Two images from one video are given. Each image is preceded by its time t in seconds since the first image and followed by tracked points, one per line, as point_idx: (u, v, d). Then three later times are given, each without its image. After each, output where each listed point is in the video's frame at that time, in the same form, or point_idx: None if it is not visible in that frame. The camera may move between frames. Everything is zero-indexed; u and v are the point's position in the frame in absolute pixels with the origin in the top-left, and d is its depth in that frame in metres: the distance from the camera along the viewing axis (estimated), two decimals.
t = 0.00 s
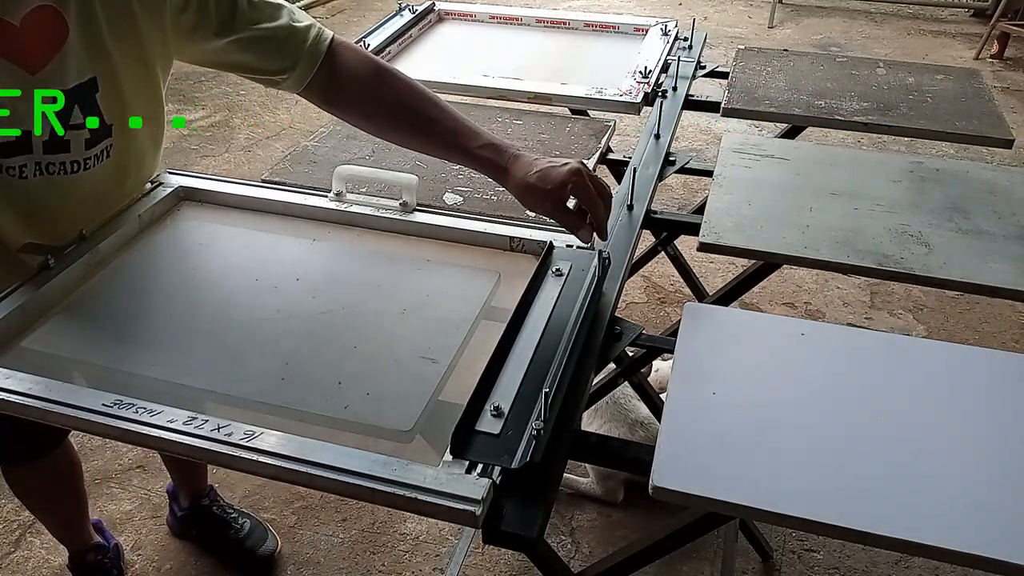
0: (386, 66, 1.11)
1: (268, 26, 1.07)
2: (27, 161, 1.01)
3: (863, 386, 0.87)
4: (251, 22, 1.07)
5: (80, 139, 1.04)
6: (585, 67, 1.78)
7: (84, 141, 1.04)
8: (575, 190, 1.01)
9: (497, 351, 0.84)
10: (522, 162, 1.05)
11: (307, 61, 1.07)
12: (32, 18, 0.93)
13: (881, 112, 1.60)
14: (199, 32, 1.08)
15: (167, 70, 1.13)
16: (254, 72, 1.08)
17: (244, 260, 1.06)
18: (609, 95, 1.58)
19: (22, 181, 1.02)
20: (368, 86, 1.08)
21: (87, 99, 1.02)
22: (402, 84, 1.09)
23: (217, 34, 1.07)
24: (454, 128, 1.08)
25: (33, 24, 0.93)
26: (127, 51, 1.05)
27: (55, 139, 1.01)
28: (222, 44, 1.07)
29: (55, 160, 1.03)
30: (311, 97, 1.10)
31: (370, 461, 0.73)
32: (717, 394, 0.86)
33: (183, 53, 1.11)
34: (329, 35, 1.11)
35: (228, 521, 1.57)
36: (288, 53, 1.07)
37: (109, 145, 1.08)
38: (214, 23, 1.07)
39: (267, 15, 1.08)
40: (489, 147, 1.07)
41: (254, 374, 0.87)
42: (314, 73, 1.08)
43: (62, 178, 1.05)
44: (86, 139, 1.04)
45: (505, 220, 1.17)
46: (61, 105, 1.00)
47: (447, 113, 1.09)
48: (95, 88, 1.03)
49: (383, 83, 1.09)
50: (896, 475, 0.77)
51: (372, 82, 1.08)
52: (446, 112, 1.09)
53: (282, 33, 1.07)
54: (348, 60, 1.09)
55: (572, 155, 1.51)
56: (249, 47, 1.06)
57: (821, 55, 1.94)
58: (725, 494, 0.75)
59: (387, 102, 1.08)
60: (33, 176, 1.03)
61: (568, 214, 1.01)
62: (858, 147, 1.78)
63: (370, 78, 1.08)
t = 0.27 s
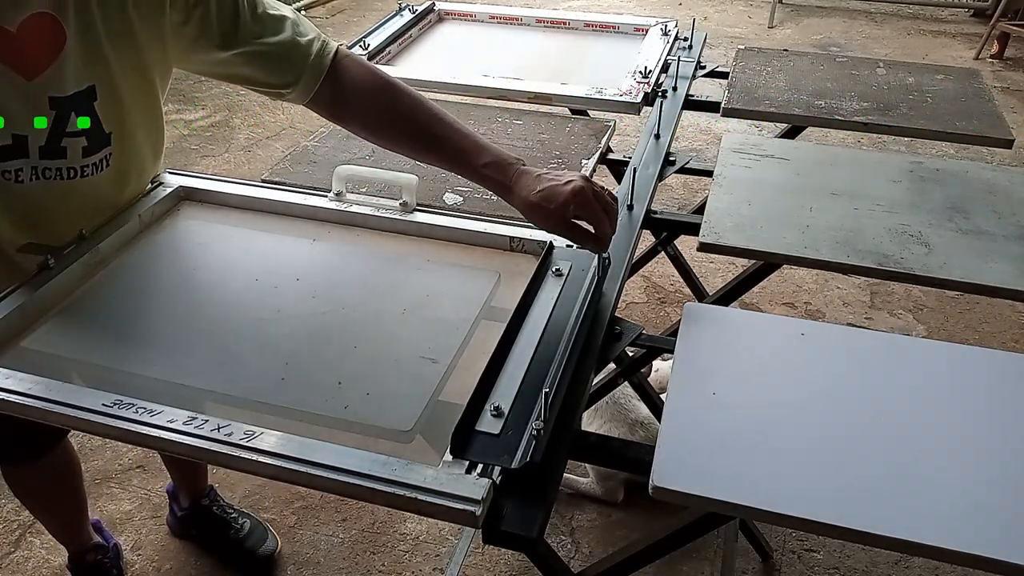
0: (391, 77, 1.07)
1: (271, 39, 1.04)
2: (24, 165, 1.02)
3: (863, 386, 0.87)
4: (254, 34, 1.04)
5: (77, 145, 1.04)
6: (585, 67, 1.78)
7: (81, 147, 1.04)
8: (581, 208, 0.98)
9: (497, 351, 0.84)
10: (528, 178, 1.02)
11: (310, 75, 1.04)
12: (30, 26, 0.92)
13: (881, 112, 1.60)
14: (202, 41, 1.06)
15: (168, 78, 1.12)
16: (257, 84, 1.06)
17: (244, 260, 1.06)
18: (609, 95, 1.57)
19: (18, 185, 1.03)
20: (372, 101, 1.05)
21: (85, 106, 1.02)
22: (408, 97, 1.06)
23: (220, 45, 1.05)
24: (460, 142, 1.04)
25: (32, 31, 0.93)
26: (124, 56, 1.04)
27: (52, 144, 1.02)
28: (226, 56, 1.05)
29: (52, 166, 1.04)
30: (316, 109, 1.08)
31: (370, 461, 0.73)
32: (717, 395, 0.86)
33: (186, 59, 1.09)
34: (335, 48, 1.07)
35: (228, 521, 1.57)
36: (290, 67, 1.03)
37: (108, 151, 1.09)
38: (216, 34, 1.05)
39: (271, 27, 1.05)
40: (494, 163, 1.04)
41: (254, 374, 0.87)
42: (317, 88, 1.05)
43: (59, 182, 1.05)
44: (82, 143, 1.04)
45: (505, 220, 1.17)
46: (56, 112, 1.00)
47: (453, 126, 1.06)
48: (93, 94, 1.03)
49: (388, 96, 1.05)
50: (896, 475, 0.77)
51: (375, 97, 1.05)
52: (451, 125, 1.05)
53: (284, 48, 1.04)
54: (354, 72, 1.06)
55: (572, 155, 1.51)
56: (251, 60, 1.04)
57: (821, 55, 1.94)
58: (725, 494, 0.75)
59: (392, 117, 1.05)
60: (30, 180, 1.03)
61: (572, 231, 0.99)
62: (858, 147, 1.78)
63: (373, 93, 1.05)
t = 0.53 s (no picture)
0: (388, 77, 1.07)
1: (268, 35, 1.03)
2: (24, 163, 1.00)
3: (863, 386, 0.87)
4: (250, 30, 1.04)
5: (76, 141, 1.03)
6: (585, 67, 1.78)
7: (80, 143, 1.04)
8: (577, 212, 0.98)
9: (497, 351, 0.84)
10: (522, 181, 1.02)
11: (307, 72, 1.03)
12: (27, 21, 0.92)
13: (882, 112, 1.60)
14: (199, 37, 1.05)
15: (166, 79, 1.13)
16: (254, 80, 1.05)
17: (245, 260, 1.06)
18: (608, 95, 1.58)
19: (18, 183, 1.01)
20: (368, 100, 1.05)
21: (84, 102, 1.02)
22: (404, 97, 1.06)
23: (216, 40, 1.04)
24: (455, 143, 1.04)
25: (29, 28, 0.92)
26: (124, 56, 1.04)
27: (51, 140, 1.01)
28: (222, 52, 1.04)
29: (53, 163, 1.03)
30: (312, 107, 1.07)
31: (370, 461, 0.73)
32: (717, 395, 0.86)
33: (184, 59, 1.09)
34: (331, 44, 1.06)
35: (229, 521, 1.57)
36: (286, 63, 1.03)
37: (108, 150, 1.09)
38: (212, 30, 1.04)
39: (267, 24, 1.05)
40: (488, 165, 1.04)
41: (254, 374, 0.87)
42: (314, 84, 1.04)
43: (58, 180, 1.04)
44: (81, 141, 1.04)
45: (505, 220, 1.17)
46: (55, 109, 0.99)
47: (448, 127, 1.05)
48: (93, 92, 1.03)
49: (384, 95, 1.05)
50: (896, 475, 0.77)
51: (372, 95, 1.04)
52: (447, 126, 1.05)
53: (281, 43, 1.03)
54: (350, 71, 1.06)
55: (572, 155, 1.51)
56: (247, 56, 1.03)
57: (821, 55, 1.94)
58: (725, 493, 0.75)
59: (388, 117, 1.04)
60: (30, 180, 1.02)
61: (571, 233, 0.98)
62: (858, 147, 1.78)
63: (370, 92, 1.04)
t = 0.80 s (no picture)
0: (360, 116, 1.01)
1: (241, 51, 1.00)
2: (20, 164, 0.99)
3: (862, 386, 0.87)
4: (228, 43, 1.00)
5: (71, 140, 1.02)
6: (585, 67, 1.78)
7: (75, 142, 1.03)
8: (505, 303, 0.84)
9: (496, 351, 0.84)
10: (463, 254, 0.91)
11: (275, 95, 0.99)
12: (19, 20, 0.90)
13: (881, 112, 1.60)
14: (178, 46, 1.03)
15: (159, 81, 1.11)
16: (223, 95, 1.03)
17: (245, 260, 1.06)
18: (608, 95, 1.57)
19: (14, 181, 1.00)
20: (330, 135, 0.99)
21: (79, 103, 1.01)
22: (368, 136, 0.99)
23: (190, 52, 1.02)
24: (403, 197, 0.95)
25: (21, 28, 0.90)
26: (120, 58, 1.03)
27: (46, 139, 1.00)
28: (196, 63, 1.02)
29: (49, 162, 1.02)
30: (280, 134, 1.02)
31: (371, 461, 0.73)
32: (717, 395, 0.86)
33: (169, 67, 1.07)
34: (307, 73, 1.03)
35: (229, 521, 1.57)
36: (255, 84, 1.00)
37: (105, 150, 1.08)
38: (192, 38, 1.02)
39: (245, 40, 1.01)
40: (432, 228, 0.93)
41: (254, 374, 0.87)
42: (280, 110, 1.00)
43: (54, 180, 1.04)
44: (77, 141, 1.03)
45: (504, 220, 1.17)
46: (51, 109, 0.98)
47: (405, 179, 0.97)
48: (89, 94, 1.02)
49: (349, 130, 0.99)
50: (896, 475, 0.77)
51: (335, 130, 0.99)
52: (403, 177, 0.97)
53: (253, 61, 1.00)
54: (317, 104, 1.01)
55: (572, 155, 1.51)
56: (217, 71, 1.01)
57: (821, 55, 1.94)
58: (725, 493, 0.75)
59: (343, 156, 0.98)
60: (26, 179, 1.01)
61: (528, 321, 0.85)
62: (858, 147, 1.78)
63: (334, 127, 0.99)
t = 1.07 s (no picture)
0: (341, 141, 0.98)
1: (224, 65, 0.98)
2: (14, 164, 1.01)
3: (862, 387, 0.87)
4: (211, 56, 0.98)
5: (65, 148, 1.03)
6: (585, 67, 1.78)
7: (69, 150, 1.04)
8: (483, 346, 0.81)
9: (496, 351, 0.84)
10: (437, 291, 0.87)
11: (251, 113, 0.97)
12: (12, 24, 0.90)
13: (882, 112, 1.60)
14: (162, 56, 1.01)
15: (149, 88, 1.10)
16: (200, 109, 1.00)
17: (245, 260, 1.06)
18: (608, 95, 1.57)
19: (5, 181, 1.02)
20: (307, 159, 0.95)
21: (72, 110, 1.01)
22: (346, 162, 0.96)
23: (172, 63, 1.00)
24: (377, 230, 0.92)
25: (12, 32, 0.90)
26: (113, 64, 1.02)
27: (40, 145, 1.01)
28: (177, 74, 1.00)
29: (42, 168, 1.03)
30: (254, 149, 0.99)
31: (371, 461, 0.73)
32: (717, 395, 0.86)
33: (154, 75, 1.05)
34: (290, 95, 1.00)
35: (229, 521, 1.57)
36: (233, 101, 0.97)
37: (100, 158, 1.08)
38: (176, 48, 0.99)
39: (229, 55, 0.98)
40: (404, 264, 0.90)
41: (254, 374, 0.87)
42: (258, 131, 0.97)
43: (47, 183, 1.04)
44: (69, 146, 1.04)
45: (504, 220, 1.17)
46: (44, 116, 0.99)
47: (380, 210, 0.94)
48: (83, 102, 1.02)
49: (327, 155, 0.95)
50: (896, 475, 0.76)
51: (313, 155, 0.95)
52: (377, 207, 0.93)
53: (236, 78, 0.97)
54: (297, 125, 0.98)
55: (572, 155, 1.51)
56: (198, 85, 0.98)
57: (821, 55, 1.94)
58: (725, 493, 0.75)
59: (319, 182, 0.95)
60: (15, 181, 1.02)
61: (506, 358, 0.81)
62: (858, 147, 1.78)
63: (313, 151, 0.95)
